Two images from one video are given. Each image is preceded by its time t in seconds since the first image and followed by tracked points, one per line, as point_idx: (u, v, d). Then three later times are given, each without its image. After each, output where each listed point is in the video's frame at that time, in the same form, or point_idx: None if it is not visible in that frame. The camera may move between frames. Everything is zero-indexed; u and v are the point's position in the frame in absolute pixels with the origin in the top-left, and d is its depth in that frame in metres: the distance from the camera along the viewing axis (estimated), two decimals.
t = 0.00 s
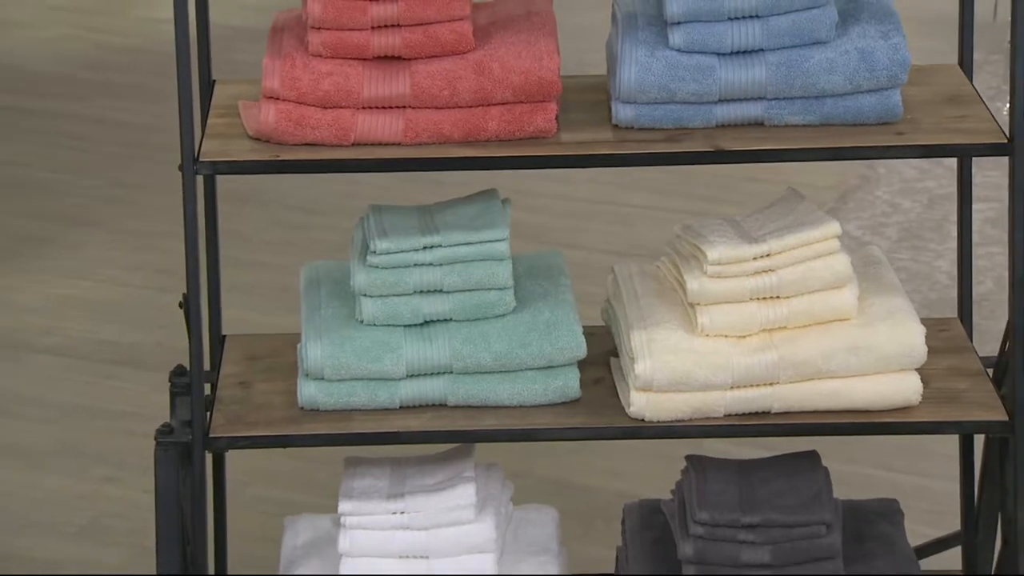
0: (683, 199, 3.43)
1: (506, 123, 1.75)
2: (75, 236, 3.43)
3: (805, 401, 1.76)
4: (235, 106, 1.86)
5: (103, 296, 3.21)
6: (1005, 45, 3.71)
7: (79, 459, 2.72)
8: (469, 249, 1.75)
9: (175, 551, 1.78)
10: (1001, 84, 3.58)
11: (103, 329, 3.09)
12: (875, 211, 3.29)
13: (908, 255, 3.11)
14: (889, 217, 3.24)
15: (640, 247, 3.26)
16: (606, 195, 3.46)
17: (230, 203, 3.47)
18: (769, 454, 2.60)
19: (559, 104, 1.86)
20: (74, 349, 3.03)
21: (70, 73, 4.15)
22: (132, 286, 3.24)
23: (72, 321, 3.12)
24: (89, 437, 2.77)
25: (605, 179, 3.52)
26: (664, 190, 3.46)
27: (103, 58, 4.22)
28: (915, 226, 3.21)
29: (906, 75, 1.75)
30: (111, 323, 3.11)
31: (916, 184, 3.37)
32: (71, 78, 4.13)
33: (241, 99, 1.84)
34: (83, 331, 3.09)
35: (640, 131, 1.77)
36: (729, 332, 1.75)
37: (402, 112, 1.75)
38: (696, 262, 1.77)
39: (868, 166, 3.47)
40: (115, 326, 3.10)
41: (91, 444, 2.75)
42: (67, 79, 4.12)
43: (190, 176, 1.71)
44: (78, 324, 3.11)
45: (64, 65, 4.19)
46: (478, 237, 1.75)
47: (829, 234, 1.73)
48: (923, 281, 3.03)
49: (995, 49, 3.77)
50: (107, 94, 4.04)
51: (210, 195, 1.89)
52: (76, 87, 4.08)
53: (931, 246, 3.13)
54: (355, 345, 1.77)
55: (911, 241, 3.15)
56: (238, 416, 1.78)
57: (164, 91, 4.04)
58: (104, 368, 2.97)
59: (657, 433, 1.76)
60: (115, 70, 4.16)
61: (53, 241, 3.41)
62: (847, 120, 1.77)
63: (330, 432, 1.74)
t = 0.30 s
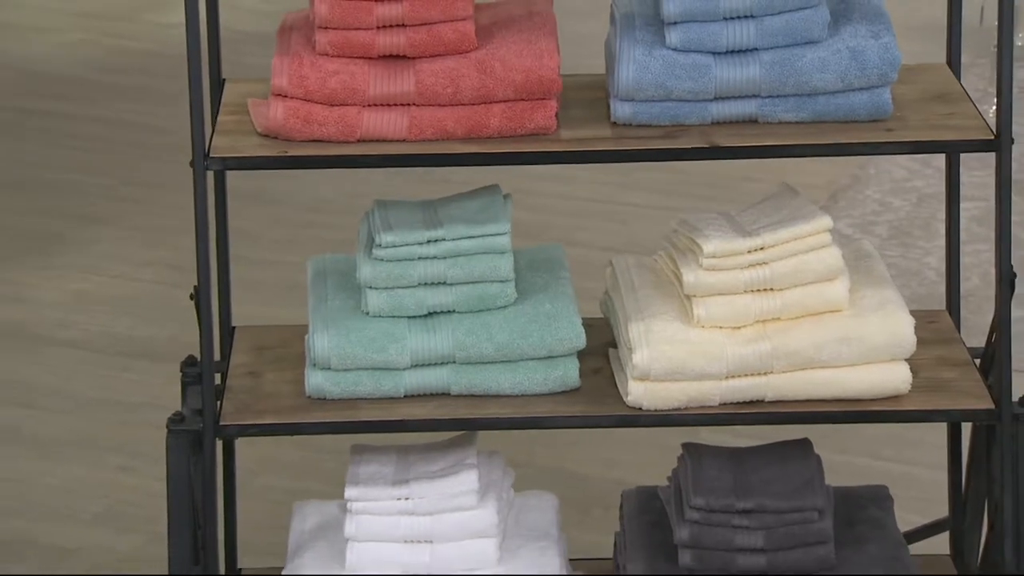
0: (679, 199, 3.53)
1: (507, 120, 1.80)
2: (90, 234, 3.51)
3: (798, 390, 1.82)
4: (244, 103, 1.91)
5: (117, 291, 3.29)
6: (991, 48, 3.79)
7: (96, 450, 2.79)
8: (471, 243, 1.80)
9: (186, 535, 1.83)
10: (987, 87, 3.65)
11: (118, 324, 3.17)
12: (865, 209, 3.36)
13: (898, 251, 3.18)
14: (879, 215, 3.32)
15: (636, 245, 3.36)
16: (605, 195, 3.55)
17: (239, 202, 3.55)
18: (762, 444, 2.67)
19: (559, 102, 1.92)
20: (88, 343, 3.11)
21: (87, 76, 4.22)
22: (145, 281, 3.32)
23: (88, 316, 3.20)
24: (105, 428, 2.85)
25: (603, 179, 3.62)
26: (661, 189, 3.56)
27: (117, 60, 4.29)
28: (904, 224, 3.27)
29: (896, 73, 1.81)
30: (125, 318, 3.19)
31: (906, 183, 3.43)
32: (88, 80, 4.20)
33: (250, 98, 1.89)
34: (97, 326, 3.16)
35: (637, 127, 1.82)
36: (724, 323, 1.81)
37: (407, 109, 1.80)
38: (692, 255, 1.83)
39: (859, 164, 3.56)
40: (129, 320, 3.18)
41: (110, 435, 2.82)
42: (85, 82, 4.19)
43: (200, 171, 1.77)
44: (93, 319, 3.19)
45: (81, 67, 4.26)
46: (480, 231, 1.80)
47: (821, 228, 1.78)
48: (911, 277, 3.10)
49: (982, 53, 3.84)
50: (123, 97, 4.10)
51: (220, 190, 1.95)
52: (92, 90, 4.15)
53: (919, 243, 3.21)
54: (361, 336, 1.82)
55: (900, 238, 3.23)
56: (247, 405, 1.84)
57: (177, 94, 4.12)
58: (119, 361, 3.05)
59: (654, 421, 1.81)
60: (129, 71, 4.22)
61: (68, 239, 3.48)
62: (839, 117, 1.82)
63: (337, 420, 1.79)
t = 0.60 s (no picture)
0: (677, 199, 3.62)
1: (510, 117, 1.85)
2: (105, 232, 3.63)
3: (792, 380, 1.87)
4: (255, 102, 1.97)
5: (130, 287, 3.40)
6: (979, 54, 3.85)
7: (109, 439, 2.89)
8: (475, 237, 1.85)
9: (199, 522, 1.88)
10: (975, 90, 3.73)
11: (129, 318, 3.28)
12: (856, 209, 3.44)
13: (888, 248, 3.26)
14: (869, 214, 3.40)
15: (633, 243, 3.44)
16: (605, 194, 3.64)
17: (247, 200, 3.65)
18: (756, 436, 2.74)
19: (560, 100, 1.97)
20: (102, 337, 3.21)
21: (103, 80, 4.40)
22: (156, 278, 3.44)
23: (101, 311, 3.31)
24: (120, 417, 2.95)
25: (603, 179, 3.71)
26: (659, 189, 3.65)
27: (130, 65, 4.48)
28: (893, 222, 3.35)
29: (887, 72, 1.86)
30: (137, 313, 3.29)
31: (896, 183, 3.53)
32: (103, 84, 4.38)
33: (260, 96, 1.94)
34: (110, 320, 3.27)
35: (636, 125, 1.87)
36: (720, 315, 1.86)
37: (412, 108, 1.86)
38: (689, 249, 1.88)
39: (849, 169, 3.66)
40: (142, 315, 3.29)
41: (123, 425, 2.92)
42: (100, 85, 4.37)
43: (212, 167, 1.82)
44: (106, 314, 3.30)
45: (96, 72, 4.45)
46: (483, 225, 1.86)
47: (814, 223, 1.84)
48: (901, 274, 3.17)
49: (970, 59, 3.91)
50: (131, 97, 4.29)
51: (230, 187, 2.01)
52: (106, 93, 4.32)
53: (908, 240, 3.28)
54: (367, 327, 1.88)
55: (891, 236, 3.31)
56: (258, 394, 1.89)
57: (188, 97, 4.28)
58: (131, 354, 3.15)
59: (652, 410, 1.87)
60: (144, 74, 4.43)
61: (84, 236, 3.61)
62: (832, 115, 1.87)
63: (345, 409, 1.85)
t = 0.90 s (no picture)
0: (675, 198, 3.67)
1: (513, 115, 1.90)
2: (116, 232, 3.68)
3: (788, 371, 1.92)
4: (264, 101, 2.02)
5: (143, 285, 3.45)
6: (969, 57, 3.89)
7: (121, 432, 2.94)
8: (478, 232, 1.90)
9: (210, 510, 1.92)
10: (965, 94, 3.79)
11: (143, 315, 3.32)
12: (849, 209, 3.49)
13: (879, 247, 3.31)
14: (862, 214, 3.45)
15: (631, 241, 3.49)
16: (603, 195, 3.69)
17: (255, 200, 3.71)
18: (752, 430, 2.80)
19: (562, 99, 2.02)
20: (116, 333, 3.26)
21: (117, 84, 4.45)
22: (167, 274, 3.48)
23: (115, 308, 3.36)
24: (133, 411, 3.00)
25: (602, 179, 3.77)
26: (658, 190, 3.70)
27: (143, 70, 4.53)
28: (885, 222, 3.41)
29: (881, 72, 1.90)
30: (150, 309, 3.34)
31: (888, 184, 3.58)
32: (116, 88, 4.42)
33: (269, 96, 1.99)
34: (123, 317, 3.32)
35: (635, 124, 1.92)
36: (718, 308, 1.91)
37: (417, 106, 1.90)
38: (687, 244, 1.93)
39: (842, 170, 3.71)
40: (154, 311, 3.33)
41: (134, 419, 2.97)
42: (113, 89, 4.42)
43: (223, 163, 1.86)
44: (120, 311, 3.34)
45: (109, 76, 4.49)
46: (487, 221, 1.90)
47: (809, 219, 1.88)
48: (893, 271, 3.23)
49: (960, 64, 3.97)
50: (139, 98, 4.35)
51: (240, 183, 2.06)
52: (120, 96, 4.36)
53: (900, 238, 3.34)
54: (374, 320, 1.92)
55: (883, 234, 3.36)
56: (267, 386, 1.94)
57: (198, 101, 4.33)
58: (144, 349, 3.20)
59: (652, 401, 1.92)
60: (156, 79, 4.47)
61: (99, 237, 3.65)
62: (827, 113, 1.92)
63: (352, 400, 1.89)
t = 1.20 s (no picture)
0: (673, 198, 3.72)
1: (516, 115, 1.94)
2: (131, 232, 3.73)
3: (784, 365, 1.97)
4: (273, 102, 2.07)
5: (156, 283, 3.50)
6: (961, 62, 3.95)
7: (133, 427, 3.00)
8: (482, 229, 1.95)
9: (221, 500, 1.98)
10: (957, 97, 3.84)
11: (156, 313, 3.37)
12: (843, 210, 3.55)
13: (872, 247, 3.37)
14: (856, 215, 3.51)
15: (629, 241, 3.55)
16: (603, 196, 3.75)
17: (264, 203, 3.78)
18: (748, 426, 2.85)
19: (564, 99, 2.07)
20: (130, 331, 3.31)
21: (131, 89, 4.50)
22: (176, 272, 3.54)
23: (129, 306, 3.41)
24: (147, 407, 3.06)
25: (601, 179, 3.82)
26: (656, 191, 3.76)
27: (155, 75, 4.58)
28: (878, 223, 3.46)
29: (875, 73, 1.95)
30: (161, 307, 3.39)
31: (881, 185, 3.64)
32: (130, 93, 4.47)
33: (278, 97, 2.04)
34: (139, 314, 3.37)
35: (635, 123, 1.97)
36: (716, 304, 1.96)
37: (423, 107, 1.95)
38: (686, 241, 1.98)
39: (835, 172, 3.77)
40: (167, 309, 3.39)
41: (145, 414, 3.03)
42: (126, 94, 4.47)
43: (233, 162, 1.91)
44: (135, 309, 3.40)
45: (122, 81, 4.54)
46: (490, 219, 1.95)
47: (805, 216, 1.93)
48: (886, 271, 3.28)
49: (950, 68, 4.03)
50: (147, 101, 4.40)
51: (250, 182, 2.11)
52: (133, 100, 4.41)
53: (892, 238, 3.39)
54: (380, 316, 1.97)
55: (876, 235, 3.41)
56: (277, 379, 1.99)
57: (209, 105, 4.38)
58: (155, 346, 3.26)
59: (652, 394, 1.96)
60: (169, 84, 4.52)
61: (115, 238, 3.70)
62: (822, 113, 1.96)
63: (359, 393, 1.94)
